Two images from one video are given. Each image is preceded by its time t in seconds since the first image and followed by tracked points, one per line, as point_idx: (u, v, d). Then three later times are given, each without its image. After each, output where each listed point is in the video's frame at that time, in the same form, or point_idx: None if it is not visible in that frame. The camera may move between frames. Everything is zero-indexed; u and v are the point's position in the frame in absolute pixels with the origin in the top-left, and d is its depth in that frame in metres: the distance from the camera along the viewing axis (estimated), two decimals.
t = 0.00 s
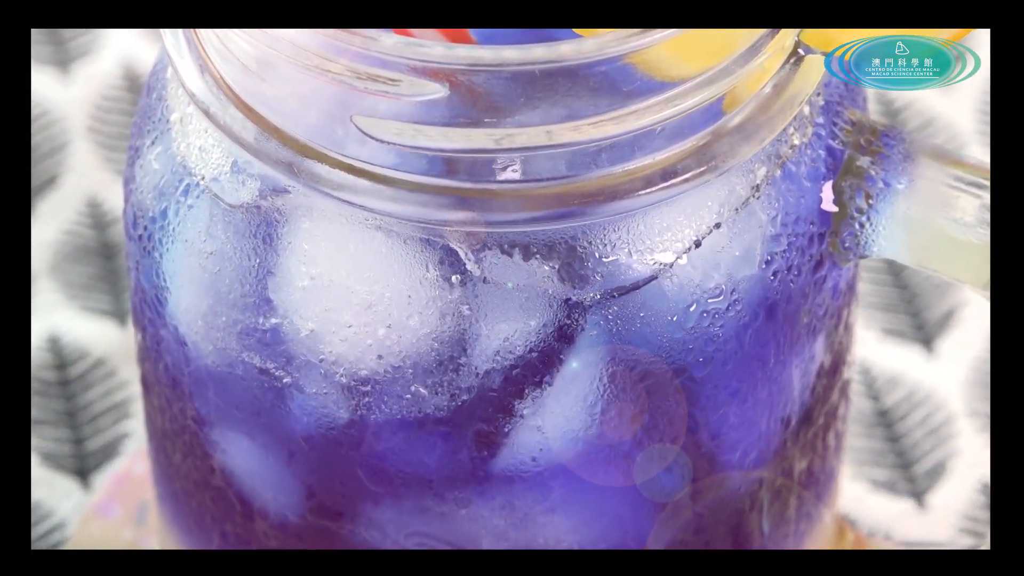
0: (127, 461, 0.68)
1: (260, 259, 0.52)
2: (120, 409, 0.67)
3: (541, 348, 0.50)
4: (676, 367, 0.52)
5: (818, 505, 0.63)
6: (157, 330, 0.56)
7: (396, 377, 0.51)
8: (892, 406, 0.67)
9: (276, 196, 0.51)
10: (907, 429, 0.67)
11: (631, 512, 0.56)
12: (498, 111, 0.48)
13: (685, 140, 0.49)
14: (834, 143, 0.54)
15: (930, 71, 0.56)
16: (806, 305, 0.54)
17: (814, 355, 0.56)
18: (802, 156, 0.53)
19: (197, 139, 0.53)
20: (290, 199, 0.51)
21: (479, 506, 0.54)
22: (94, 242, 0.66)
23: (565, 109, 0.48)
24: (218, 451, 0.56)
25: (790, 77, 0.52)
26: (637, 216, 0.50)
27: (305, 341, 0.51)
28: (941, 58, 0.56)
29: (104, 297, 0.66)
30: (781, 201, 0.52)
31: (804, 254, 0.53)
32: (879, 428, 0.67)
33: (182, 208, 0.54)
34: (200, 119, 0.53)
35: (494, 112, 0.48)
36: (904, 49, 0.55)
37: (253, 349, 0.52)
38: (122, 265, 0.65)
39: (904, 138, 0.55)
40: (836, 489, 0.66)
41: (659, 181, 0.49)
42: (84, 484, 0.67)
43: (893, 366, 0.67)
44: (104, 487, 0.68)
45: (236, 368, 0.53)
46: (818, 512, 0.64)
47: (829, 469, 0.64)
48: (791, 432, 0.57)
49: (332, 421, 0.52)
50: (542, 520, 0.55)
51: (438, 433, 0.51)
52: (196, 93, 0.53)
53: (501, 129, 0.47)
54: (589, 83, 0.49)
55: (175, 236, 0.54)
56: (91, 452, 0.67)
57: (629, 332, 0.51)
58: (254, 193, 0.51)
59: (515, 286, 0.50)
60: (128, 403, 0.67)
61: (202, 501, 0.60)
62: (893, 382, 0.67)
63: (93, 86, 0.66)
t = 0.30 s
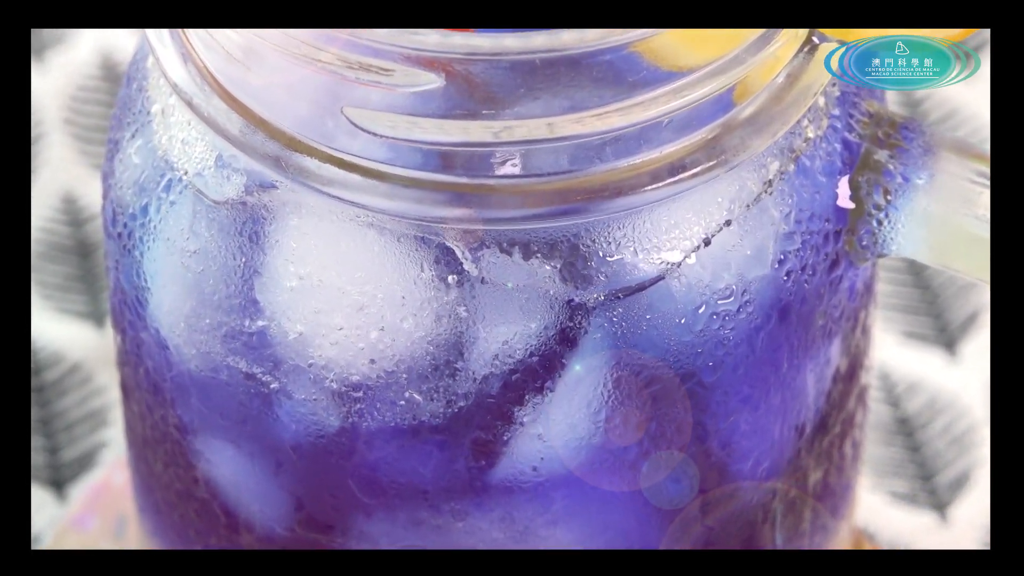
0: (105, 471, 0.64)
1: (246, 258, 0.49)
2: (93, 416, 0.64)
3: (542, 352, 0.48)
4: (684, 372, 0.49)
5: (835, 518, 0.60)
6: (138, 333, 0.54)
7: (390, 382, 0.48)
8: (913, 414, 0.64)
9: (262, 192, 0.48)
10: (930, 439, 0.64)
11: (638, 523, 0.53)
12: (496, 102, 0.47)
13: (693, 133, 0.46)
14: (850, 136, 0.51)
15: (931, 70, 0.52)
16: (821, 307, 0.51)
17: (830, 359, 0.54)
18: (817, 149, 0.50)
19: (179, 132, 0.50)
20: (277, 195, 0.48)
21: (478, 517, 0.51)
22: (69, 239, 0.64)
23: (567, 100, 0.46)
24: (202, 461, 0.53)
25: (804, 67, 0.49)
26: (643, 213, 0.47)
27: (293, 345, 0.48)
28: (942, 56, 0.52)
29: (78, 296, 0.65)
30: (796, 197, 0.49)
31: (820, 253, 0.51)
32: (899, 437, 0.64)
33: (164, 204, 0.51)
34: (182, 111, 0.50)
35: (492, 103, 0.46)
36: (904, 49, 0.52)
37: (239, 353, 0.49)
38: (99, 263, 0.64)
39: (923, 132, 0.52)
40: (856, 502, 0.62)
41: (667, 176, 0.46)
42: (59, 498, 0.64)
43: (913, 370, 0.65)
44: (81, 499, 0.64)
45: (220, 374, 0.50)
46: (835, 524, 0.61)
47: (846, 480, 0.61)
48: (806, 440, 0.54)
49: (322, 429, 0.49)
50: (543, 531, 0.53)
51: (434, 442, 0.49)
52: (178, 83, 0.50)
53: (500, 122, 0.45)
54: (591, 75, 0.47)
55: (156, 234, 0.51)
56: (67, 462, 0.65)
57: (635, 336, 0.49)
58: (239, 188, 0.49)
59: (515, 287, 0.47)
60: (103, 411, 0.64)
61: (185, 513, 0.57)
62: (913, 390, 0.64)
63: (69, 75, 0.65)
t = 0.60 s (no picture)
0: (84, 481, 0.60)
1: (232, 257, 0.46)
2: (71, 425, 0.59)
3: (545, 355, 0.45)
4: (694, 377, 0.47)
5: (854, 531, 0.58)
6: (120, 335, 0.51)
7: (384, 387, 0.46)
8: (934, 421, 0.59)
9: (250, 186, 0.46)
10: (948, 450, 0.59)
11: (646, 534, 0.51)
12: (498, 91, 0.44)
13: (706, 124, 0.44)
14: (869, 127, 0.49)
15: (929, 71, 0.49)
16: (840, 309, 0.49)
17: (849, 362, 0.51)
18: (836, 142, 0.48)
19: (162, 123, 0.48)
20: (265, 189, 0.46)
21: (478, 528, 0.49)
22: (46, 237, 0.59)
23: (572, 90, 0.44)
24: (186, 471, 0.51)
25: (823, 54, 0.46)
26: (652, 208, 0.45)
27: (283, 348, 0.46)
28: (943, 57, 0.49)
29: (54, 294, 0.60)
30: (813, 191, 0.47)
31: (838, 251, 0.48)
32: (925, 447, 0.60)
33: (147, 199, 0.48)
34: (166, 100, 0.48)
35: (493, 93, 0.44)
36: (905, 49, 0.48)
37: (225, 356, 0.47)
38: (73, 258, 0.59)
39: (946, 122, 0.50)
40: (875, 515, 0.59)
41: (677, 170, 0.44)
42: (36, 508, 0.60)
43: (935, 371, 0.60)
44: (59, 510, 0.60)
45: (205, 378, 0.47)
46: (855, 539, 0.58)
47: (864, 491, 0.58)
48: (823, 448, 0.52)
49: (313, 437, 0.47)
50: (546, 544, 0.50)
51: (431, 450, 0.46)
52: (161, 71, 0.47)
53: (501, 113, 0.43)
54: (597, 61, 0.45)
55: (139, 231, 0.48)
56: (45, 470, 0.60)
57: (643, 338, 0.46)
58: (226, 182, 0.46)
59: (516, 287, 0.45)
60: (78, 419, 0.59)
61: (171, 524, 0.54)
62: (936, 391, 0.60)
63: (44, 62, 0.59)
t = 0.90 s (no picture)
0: (56, 493, 0.52)
1: (215, 255, 0.44)
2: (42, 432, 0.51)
3: (546, 359, 0.43)
4: (703, 382, 0.44)
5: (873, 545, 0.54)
6: (97, 337, 0.48)
7: (376, 392, 0.43)
8: (962, 429, 0.51)
9: (234, 180, 0.44)
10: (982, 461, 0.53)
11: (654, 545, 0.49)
12: (496, 80, 0.43)
13: (714, 115, 0.42)
14: (887, 118, 0.46)
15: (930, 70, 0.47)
16: (858, 310, 0.46)
17: (866, 366, 0.47)
18: (853, 134, 0.45)
19: (141, 114, 0.45)
20: (250, 184, 0.44)
21: (476, 540, 0.47)
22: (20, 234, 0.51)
23: (573, 79, 0.43)
24: (164, 484, 0.47)
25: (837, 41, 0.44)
26: (658, 203, 0.43)
27: (268, 351, 0.44)
28: (943, 57, 0.47)
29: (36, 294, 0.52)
30: (829, 185, 0.44)
31: (855, 248, 0.45)
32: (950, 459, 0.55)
33: (125, 193, 0.46)
34: (145, 89, 0.45)
35: (490, 82, 0.43)
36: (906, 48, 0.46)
37: (207, 360, 0.44)
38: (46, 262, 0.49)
39: (974, 112, 0.47)
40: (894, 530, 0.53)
41: (685, 162, 0.42)
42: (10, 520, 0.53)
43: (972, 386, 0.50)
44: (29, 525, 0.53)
45: (187, 383, 0.45)
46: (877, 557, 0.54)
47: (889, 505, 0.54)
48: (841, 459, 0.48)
49: (300, 445, 0.44)
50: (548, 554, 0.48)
51: (425, 459, 0.44)
52: (140, 60, 0.45)
53: (498, 102, 0.42)
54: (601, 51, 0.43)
55: (116, 227, 0.46)
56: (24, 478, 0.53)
57: (650, 341, 0.43)
58: (207, 177, 0.44)
59: (516, 286, 0.43)
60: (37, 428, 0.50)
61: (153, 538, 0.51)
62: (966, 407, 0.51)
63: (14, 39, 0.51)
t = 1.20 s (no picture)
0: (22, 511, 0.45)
1: (197, 254, 0.41)
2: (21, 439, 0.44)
3: (548, 363, 0.41)
4: (713, 389, 0.42)
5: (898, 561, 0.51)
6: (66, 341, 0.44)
7: (368, 399, 0.41)
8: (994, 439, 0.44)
9: (220, 174, 0.42)
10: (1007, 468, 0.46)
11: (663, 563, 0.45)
12: (496, 71, 0.41)
13: (720, 106, 0.41)
14: (909, 107, 0.43)
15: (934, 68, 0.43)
16: (882, 312, 0.43)
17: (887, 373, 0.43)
18: (873, 125, 0.43)
19: (121, 104, 0.43)
20: (235, 178, 0.41)
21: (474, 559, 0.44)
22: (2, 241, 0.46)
23: (576, 67, 0.41)
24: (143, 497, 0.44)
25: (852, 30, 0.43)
26: (666, 199, 0.41)
27: (256, 355, 0.41)
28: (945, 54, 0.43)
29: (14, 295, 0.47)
30: (846, 181, 0.42)
31: (874, 246, 0.43)
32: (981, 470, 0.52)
33: (102, 188, 0.43)
34: (124, 78, 0.43)
35: (490, 72, 0.41)
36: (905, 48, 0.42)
37: (191, 365, 0.42)
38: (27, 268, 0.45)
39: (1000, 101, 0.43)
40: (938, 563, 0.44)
41: (694, 155, 0.41)
42: None
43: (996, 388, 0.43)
44: None
45: (168, 389, 0.42)
46: None
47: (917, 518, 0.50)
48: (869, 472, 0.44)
49: (288, 455, 0.42)
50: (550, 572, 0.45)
51: (420, 469, 0.42)
52: (118, 47, 0.43)
53: (497, 94, 0.41)
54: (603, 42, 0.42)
55: (93, 224, 0.43)
56: None
57: (659, 344, 0.41)
58: (190, 170, 0.42)
59: (516, 286, 0.41)
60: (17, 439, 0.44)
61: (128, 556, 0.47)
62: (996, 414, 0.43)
63: None
